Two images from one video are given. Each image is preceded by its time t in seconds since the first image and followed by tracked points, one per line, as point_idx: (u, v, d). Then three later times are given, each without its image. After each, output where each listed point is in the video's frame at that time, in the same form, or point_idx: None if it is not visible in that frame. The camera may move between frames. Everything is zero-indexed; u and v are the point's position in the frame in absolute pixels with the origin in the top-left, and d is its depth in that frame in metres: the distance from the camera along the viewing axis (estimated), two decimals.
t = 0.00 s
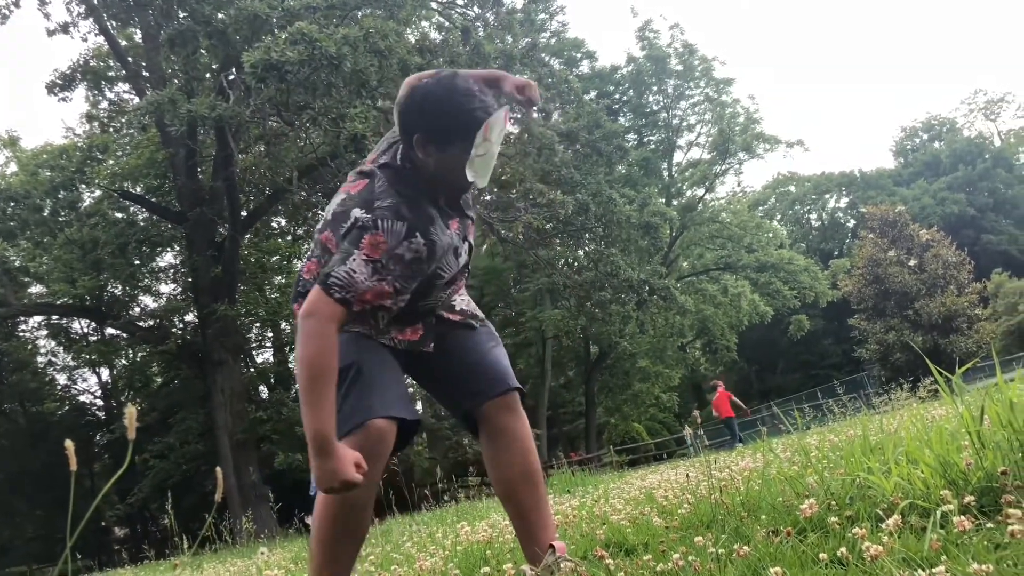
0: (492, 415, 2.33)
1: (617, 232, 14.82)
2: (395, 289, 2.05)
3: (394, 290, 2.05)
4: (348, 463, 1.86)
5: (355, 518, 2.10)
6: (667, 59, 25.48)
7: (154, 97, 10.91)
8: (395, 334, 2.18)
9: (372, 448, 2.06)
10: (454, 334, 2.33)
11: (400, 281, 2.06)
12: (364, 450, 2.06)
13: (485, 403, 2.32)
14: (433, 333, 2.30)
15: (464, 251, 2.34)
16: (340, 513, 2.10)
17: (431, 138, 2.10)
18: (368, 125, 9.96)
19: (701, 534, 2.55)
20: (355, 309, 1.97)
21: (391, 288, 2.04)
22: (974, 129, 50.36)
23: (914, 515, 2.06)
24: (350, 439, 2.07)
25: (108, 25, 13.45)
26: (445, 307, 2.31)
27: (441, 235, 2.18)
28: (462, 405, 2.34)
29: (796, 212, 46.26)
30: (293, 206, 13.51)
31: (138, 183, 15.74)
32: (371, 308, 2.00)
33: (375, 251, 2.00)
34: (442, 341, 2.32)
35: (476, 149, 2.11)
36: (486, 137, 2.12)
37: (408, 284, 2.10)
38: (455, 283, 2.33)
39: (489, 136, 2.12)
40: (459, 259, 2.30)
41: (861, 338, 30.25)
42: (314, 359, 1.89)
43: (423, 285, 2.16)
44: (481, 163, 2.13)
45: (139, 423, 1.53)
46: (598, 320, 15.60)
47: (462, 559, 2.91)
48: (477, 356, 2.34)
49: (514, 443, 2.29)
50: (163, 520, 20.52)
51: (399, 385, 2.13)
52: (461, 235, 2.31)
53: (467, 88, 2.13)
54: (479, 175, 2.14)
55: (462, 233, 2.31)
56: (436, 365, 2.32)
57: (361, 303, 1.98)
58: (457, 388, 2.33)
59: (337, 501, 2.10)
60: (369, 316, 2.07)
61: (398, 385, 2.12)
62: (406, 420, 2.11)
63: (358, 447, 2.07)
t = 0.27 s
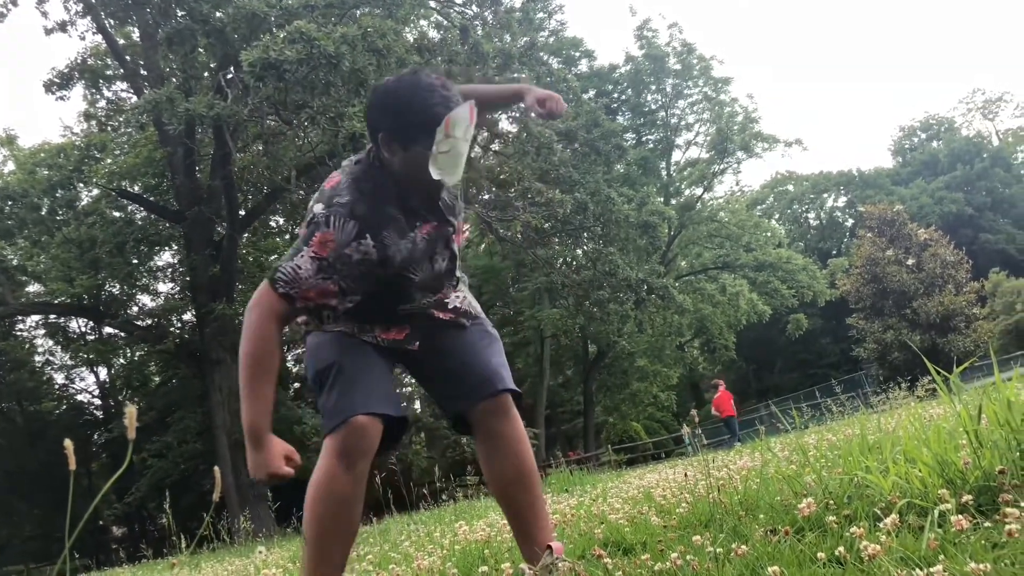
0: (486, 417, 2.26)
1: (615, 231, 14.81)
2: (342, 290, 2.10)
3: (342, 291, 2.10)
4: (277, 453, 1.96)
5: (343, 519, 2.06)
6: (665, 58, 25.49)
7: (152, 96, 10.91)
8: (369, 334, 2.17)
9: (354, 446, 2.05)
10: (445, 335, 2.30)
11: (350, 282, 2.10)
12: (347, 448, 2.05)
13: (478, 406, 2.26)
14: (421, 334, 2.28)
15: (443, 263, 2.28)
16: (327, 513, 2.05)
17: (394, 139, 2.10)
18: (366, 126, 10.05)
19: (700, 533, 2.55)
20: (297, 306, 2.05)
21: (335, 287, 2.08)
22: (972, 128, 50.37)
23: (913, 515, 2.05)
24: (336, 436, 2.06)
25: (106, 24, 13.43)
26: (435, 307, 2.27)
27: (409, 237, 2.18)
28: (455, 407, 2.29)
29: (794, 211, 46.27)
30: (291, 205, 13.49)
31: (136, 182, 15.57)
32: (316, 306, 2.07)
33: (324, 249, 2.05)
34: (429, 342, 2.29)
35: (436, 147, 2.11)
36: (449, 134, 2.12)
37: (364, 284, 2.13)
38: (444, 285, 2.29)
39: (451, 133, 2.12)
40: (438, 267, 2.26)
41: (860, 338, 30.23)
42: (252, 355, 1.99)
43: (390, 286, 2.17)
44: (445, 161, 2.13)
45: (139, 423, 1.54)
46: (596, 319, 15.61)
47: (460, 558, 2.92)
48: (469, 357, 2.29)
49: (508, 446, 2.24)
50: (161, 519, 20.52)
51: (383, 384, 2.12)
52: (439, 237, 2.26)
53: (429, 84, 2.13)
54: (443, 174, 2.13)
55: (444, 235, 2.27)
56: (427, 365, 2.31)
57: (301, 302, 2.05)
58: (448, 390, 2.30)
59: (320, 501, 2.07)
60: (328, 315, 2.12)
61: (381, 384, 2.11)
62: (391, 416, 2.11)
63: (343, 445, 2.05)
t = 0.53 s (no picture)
0: (479, 418, 2.18)
1: (614, 230, 14.85)
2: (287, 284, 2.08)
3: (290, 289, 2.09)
4: (220, 433, 2.09)
5: (333, 520, 2.03)
6: (664, 58, 25.51)
7: (151, 95, 10.92)
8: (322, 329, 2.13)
9: (338, 446, 2.03)
10: (426, 337, 2.22)
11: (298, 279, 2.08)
12: (332, 446, 2.02)
13: (468, 408, 2.18)
14: (401, 334, 2.23)
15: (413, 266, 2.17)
16: (316, 515, 2.02)
17: (340, 131, 2.08)
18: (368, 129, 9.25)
19: (697, 533, 2.56)
20: (241, 302, 2.05)
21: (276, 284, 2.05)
22: (970, 128, 50.43)
23: (909, 514, 2.06)
24: (320, 435, 2.04)
25: (104, 23, 13.43)
26: (418, 307, 2.20)
27: (365, 233, 2.12)
28: (446, 407, 2.21)
29: (792, 211, 46.36)
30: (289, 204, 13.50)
31: (134, 181, 15.58)
32: (254, 300, 2.03)
33: (267, 242, 2.06)
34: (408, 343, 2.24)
35: (378, 135, 2.05)
36: (394, 120, 2.07)
37: (317, 281, 2.10)
38: (420, 283, 2.18)
39: (394, 118, 2.07)
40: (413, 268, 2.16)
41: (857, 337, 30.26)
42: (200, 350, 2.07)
43: (346, 283, 2.11)
44: (391, 148, 2.06)
45: (138, 423, 1.55)
46: (595, 318, 15.62)
47: (458, 557, 2.92)
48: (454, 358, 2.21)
49: (502, 445, 2.16)
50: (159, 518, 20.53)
51: (364, 382, 2.09)
52: (402, 233, 2.16)
53: (372, 73, 2.12)
54: (388, 161, 2.07)
55: (411, 231, 2.18)
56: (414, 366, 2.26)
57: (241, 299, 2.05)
58: (436, 392, 2.22)
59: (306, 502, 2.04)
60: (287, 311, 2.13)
61: (362, 382, 2.08)
62: (374, 411, 2.09)
63: (328, 443, 2.02)
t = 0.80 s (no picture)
0: (475, 419, 2.08)
1: (613, 229, 14.84)
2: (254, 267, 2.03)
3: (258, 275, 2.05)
4: (201, 411, 2.21)
5: (325, 519, 1.96)
6: (663, 57, 25.48)
7: (150, 95, 10.91)
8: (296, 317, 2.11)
9: (326, 446, 1.95)
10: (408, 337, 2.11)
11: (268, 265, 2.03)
12: (321, 444, 1.94)
13: (462, 408, 2.07)
14: (384, 330, 2.11)
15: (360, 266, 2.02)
16: (307, 513, 1.95)
17: (305, 111, 1.97)
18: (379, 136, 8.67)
19: (697, 532, 2.56)
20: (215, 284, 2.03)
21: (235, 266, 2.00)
22: (970, 126, 50.39)
23: (909, 513, 2.06)
24: (309, 433, 1.96)
25: (103, 23, 13.41)
26: (403, 308, 2.08)
27: (320, 220, 1.99)
28: (439, 410, 2.09)
29: (791, 209, 46.38)
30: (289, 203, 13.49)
31: (133, 181, 15.57)
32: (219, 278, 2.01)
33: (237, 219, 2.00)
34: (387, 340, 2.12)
35: (336, 114, 1.92)
36: (352, 98, 1.92)
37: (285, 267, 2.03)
38: (375, 281, 2.03)
39: (352, 96, 1.92)
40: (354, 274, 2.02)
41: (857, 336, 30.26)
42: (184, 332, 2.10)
43: (307, 271, 2.01)
44: (353, 131, 1.91)
45: (138, 424, 1.54)
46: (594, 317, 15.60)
47: (458, 557, 2.92)
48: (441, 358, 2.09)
49: (498, 448, 2.07)
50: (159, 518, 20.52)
51: (351, 377, 1.99)
52: (358, 226, 2.02)
53: (340, 50, 1.99)
54: (346, 144, 1.91)
55: (370, 223, 2.03)
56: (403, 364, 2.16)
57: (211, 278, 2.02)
58: (425, 393, 2.11)
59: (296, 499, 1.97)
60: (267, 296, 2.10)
61: (349, 378, 1.99)
62: (367, 409, 2.00)
63: (318, 441, 1.94)
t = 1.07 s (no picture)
0: (474, 422, 2.06)
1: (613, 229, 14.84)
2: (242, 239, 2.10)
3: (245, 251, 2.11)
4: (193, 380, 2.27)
5: (322, 519, 1.96)
6: (663, 56, 25.48)
7: (150, 95, 10.91)
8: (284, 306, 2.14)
9: (318, 448, 1.93)
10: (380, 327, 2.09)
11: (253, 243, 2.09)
12: (313, 444, 1.93)
13: (458, 413, 2.05)
14: (378, 328, 2.09)
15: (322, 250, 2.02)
16: (300, 512, 1.95)
17: (289, 92, 2.00)
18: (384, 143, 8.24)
19: (697, 531, 2.56)
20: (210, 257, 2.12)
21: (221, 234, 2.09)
22: (970, 125, 50.37)
23: (909, 513, 2.06)
24: (302, 435, 1.95)
25: (103, 23, 13.40)
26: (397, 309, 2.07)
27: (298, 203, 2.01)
28: (435, 410, 2.07)
29: (791, 209, 46.37)
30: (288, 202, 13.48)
31: (133, 180, 15.63)
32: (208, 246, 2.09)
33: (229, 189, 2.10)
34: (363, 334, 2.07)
35: (312, 91, 1.93)
36: (328, 74, 1.93)
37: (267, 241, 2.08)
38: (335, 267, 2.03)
39: (328, 73, 1.93)
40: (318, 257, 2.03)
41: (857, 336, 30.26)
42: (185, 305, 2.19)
43: (279, 246, 2.05)
44: (326, 107, 1.92)
45: (138, 425, 1.53)
46: (594, 317, 15.59)
47: (459, 557, 2.92)
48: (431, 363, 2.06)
49: (494, 451, 2.05)
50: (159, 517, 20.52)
51: (343, 376, 1.98)
52: (330, 211, 2.02)
53: (326, 34, 2.02)
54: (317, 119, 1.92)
55: (341, 213, 2.02)
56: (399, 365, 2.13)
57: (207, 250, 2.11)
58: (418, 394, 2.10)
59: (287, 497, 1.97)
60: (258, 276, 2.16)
61: (339, 377, 1.97)
62: (355, 410, 1.98)
63: (308, 444, 1.93)
